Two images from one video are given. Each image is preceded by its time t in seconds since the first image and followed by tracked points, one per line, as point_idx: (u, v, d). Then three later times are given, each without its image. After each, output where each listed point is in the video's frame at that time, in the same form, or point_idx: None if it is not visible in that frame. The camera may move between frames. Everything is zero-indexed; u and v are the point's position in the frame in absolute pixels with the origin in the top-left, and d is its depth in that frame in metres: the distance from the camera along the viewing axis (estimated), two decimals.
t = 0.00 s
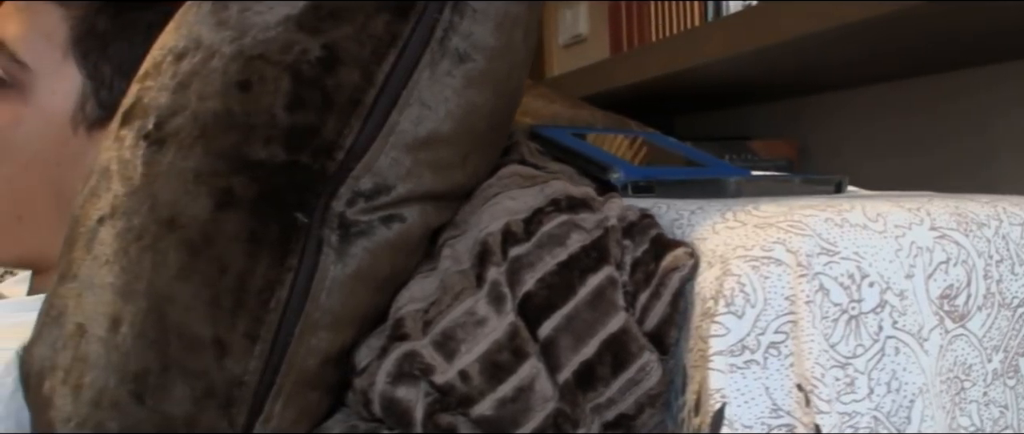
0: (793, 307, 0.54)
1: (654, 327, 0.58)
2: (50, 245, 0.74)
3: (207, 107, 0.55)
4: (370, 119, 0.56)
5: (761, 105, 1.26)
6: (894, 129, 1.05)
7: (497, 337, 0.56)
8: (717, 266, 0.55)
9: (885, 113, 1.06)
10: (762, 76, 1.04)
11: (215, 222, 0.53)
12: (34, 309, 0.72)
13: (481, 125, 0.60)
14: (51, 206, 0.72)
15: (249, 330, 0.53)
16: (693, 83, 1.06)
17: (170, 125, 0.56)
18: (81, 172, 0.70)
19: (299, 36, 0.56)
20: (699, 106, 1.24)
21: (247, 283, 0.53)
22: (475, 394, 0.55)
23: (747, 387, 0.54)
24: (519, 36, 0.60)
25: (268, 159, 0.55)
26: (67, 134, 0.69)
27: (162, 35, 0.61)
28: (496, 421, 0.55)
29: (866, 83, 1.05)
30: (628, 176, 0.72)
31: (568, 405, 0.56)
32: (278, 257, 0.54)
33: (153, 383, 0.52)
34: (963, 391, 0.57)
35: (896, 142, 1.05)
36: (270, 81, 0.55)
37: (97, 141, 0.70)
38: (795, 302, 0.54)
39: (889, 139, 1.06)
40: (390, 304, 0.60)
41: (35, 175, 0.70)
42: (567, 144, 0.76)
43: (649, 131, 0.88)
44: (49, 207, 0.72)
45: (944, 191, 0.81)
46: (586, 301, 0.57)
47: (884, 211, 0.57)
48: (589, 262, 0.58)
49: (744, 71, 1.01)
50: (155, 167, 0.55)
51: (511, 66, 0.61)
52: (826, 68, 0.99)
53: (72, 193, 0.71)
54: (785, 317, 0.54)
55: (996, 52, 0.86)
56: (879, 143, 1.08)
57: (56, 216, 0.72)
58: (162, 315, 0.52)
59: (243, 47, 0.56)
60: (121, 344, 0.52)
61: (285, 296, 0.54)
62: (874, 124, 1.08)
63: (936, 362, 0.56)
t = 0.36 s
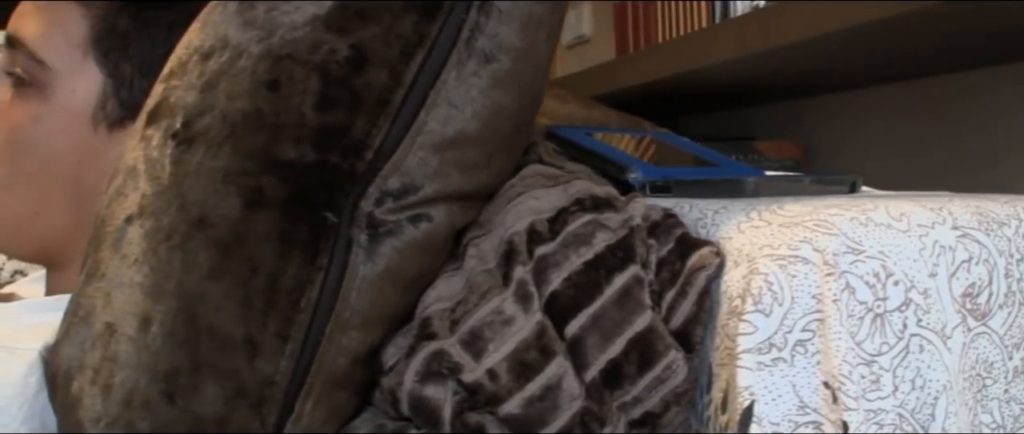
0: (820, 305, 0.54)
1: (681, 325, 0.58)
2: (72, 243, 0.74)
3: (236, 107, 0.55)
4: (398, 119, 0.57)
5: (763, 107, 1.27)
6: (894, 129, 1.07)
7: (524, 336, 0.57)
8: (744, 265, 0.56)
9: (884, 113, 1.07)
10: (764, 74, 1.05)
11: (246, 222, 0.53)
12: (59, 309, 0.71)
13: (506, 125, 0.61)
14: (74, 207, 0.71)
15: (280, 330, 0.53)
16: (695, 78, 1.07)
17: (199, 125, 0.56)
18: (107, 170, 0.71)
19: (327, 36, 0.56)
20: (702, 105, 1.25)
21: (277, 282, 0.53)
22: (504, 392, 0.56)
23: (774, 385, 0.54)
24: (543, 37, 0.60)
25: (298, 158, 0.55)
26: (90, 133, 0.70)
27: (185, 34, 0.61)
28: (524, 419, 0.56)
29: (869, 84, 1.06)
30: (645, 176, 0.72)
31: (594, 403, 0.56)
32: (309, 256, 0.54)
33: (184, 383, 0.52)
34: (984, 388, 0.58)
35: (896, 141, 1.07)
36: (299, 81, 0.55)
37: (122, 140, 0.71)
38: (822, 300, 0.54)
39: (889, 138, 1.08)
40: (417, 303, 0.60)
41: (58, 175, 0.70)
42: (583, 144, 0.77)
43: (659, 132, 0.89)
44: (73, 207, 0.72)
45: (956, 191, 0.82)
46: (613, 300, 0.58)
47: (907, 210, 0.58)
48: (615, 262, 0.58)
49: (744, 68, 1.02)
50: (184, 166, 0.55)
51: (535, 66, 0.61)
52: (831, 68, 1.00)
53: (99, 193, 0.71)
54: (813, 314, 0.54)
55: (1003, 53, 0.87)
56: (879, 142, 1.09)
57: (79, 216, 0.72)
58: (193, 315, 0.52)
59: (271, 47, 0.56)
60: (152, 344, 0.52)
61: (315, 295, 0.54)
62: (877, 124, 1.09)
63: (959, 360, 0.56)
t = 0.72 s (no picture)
0: (845, 303, 0.55)
1: (705, 323, 0.58)
2: (91, 246, 0.73)
3: (263, 106, 0.55)
4: (425, 118, 0.57)
5: (771, 108, 1.28)
6: (894, 128, 1.08)
7: (550, 334, 0.57)
8: (769, 263, 0.56)
9: (884, 113, 1.09)
10: (771, 78, 1.06)
11: (275, 221, 0.53)
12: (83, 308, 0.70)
13: (529, 124, 0.61)
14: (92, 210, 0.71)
15: (310, 329, 0.53)
16: (702, 79, 1.07)
17: (226, 124, 0.56)
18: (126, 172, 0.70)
19: (353, 35, 0.56)
20: (709, 103, 1.26)
21: (307, 280, 0.53)
22: (531, 390, 0.56)
23: (800, 382, 0.54)
24: (565, 37, 0.61)
25: (326, 157, 0.55)
26: (107, 134, 0.70)
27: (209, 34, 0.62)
28: (550, 417, 0.56)
29: (873, 84, 1.06)
30: (662, 176, 0.72)
31: (620, 400, 0.57)
32: (338, 255, 0.54)
33: (215, 382, 0.52)
34: (1005, 385, 0.59)
35: (896, 140, 1.09)
36: (327, 80, 0.55)
37: (141, 141, 0.70)
38: (847, 298, 0.55)
39: (888, 138, 1.09)
40: (443, 301, 0.60)
41: (76, 177, 0.70)
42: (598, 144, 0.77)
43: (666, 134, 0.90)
44: (92, 211, 0.71)
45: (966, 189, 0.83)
46: (639, 298, 0.58)
47: (928, 209, 0.59)
48: (640, 260, 0.59)
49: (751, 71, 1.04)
50: (212, 165, 0.55)
51: (558, 66, 0.61)
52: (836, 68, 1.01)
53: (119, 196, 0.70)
54: (838, 312, 0.55)
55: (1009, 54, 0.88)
56: (877, 142, 1.11)
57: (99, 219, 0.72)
58: (223, 313, 0.52)
59: (298, 46, 0.56)
60: (182, 343, 0.52)
61: (345, 294, 0.54)
62: (881, 123, 1.10)
63: (980, 356, 0.57)
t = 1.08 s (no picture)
0: (869, 300, 0.55)
1: (729, 321, 0.59)
2: (103, 244, 0.73)
3: (291, 105, 0.56)
4: (452, 118, 0.57)
5: (778, 108, 1.30)
6: (899, 129, 1.09)
7: (576, 332, 0.57)
8: (793, 262, 0.57)
9: (888, 113, 1.10)
10: (774, 79, 1.08)
11: (305, 220, 0.53)
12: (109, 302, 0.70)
13: (552, 124, 0.61)
14: (110, 208, 0.71)
15: (340, 327, 0.53)
16: (708, 79, 1.09)
17: (254, 124, 0.56)
18: (146, 172, 0.71)
19: (380, 34, 0.56)
20: (716, 103, 1.28)
21: (337, 279, 0.53)
22: (557, 388, 0.56)
23: (825, 380, 0.55)
24: (588, 37, 0.61)
25: (354, 157, 0.55)
26: (128, 133, 0.70)
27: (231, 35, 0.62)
28: (576, 415, 0.56)
29: (878, 84, 1.07)
30: (679, 175, 0.73)
31: (644, 397, 0.57)
32: (367, 253, 0.54)
33: (245, 381, 0.52)
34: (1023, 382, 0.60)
35: (900, 140, 1.10)
36: (354, 79, 0.56)
37: (161, 141, 0.71)
38: (871, 296, 0.55)
39: (891, 138, 1.11)
40: (468, 300, 0.60)
41: (95, 174, 0.70)
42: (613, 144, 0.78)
43: (677, 140, 0.91)
44: (109, 209, 0.71)
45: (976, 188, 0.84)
46: (664, 297, 0.58)
47: (948, 208, 0.59)
48: (663, 259, 0.59)
49: (753, 72, 1.06)
50: (240, 164, 0.55)
51: (581, 65, 0.61)
52: (842, 70, 1.02)
53: (140, 196, 0.71)
54: (862, 310, 0.55)
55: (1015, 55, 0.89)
56: (881, 142, 1.12)
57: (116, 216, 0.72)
58: (253, 312, 0.52)
59: (325, 46, 0.57)
60: (212, 342, 0.52)
61: (374, 292, 0.54)
62: (886, 123, 1.11)
63: (1000, 353, 0.58)
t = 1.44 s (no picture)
0: (886, 299, 0.56)
1: (746, 319, 0.59)
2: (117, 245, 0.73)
3: (311, 104, 0.56)
4: (471, 118, 0.57)
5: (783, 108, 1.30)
6: (903, 129, 1.10)
7: (595, 331, 0.57)
8: (811, 260, 0.57)
9: (892, 113, 1.11)
10: (775, 77, 1.08)
11: (326, 219, 0.54)
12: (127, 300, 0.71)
13: (569, 124, 0.62)
14: (124, 208, 0.72)
15: (362, 326, 0.53)
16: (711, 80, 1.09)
17: (275, 122, 0.56)
18: (160, 170, 0.72)
19: (399, 34, 0.57)
20: (720, 104, 1.29)
21: (359, 278, 0.53)
22: (576, 386, 0.57)
23: (842, 377, 0.55)
24: (605, 37, 0.61)
25: (375, 155, 0.55)
26: (142, 132, 0.70)
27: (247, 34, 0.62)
28: (595, 413, 0.57)
29: (882, 84, 1.08)
30: (690, 175, 0.73)
31: (662, 396, 0.58)
32: (388, 252, 0.54)
33: (268, 380, 0.52)
34: None
35: (904, 140, 1.10)
36: (374, 78, 0.56)
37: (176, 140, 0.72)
38: (888, 294, 0.56)
39: (896, 138, 1.11)
40: (486, 299, 0.61)
41: (110, 174, 0.70)
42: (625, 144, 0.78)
43: (685, 140, 0.91)
44: (124, 209, 0.72)
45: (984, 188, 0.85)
46: (682, 295, 0.58)
47: (962, 207, 0.60)
48: (681, 258, 0.59)
49: (756, 72, 1.06)
50: (261, 163, 0.55)
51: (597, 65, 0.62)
52: (844, 71, 1.02)
53: (156, 195, 0.72)
54: (879, 308, 0.56)
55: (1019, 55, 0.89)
56: (885, 142, 1.13)
57: (131, 216, 0.72)
58: (275, 311, 0.52)
59: (345, 45, 0.57)
60: (234, 340, 0.52)
61: (396, 291, 0.54)
62: (891, 123, 1.12)
63: (1016, 352, 0.58)
